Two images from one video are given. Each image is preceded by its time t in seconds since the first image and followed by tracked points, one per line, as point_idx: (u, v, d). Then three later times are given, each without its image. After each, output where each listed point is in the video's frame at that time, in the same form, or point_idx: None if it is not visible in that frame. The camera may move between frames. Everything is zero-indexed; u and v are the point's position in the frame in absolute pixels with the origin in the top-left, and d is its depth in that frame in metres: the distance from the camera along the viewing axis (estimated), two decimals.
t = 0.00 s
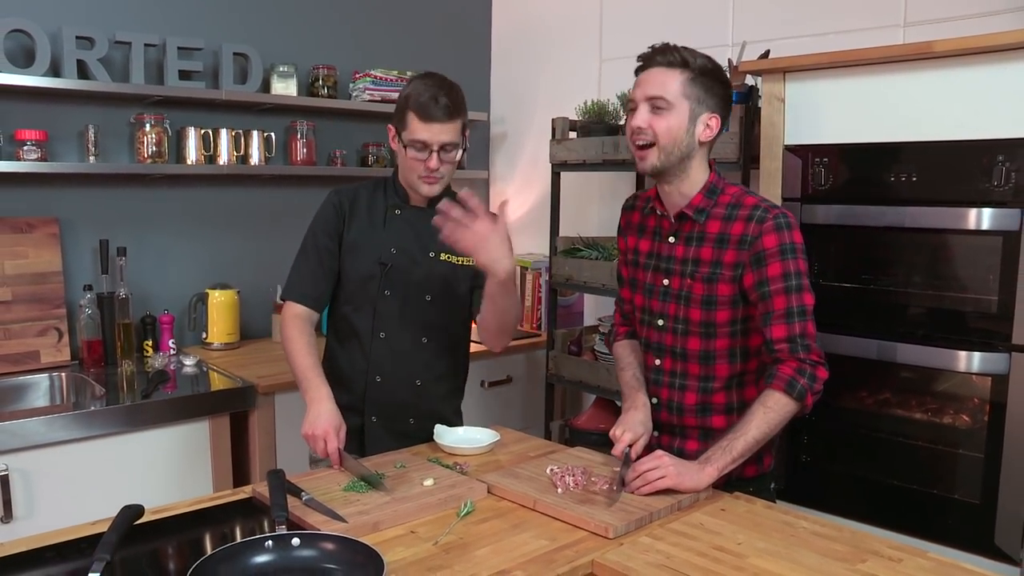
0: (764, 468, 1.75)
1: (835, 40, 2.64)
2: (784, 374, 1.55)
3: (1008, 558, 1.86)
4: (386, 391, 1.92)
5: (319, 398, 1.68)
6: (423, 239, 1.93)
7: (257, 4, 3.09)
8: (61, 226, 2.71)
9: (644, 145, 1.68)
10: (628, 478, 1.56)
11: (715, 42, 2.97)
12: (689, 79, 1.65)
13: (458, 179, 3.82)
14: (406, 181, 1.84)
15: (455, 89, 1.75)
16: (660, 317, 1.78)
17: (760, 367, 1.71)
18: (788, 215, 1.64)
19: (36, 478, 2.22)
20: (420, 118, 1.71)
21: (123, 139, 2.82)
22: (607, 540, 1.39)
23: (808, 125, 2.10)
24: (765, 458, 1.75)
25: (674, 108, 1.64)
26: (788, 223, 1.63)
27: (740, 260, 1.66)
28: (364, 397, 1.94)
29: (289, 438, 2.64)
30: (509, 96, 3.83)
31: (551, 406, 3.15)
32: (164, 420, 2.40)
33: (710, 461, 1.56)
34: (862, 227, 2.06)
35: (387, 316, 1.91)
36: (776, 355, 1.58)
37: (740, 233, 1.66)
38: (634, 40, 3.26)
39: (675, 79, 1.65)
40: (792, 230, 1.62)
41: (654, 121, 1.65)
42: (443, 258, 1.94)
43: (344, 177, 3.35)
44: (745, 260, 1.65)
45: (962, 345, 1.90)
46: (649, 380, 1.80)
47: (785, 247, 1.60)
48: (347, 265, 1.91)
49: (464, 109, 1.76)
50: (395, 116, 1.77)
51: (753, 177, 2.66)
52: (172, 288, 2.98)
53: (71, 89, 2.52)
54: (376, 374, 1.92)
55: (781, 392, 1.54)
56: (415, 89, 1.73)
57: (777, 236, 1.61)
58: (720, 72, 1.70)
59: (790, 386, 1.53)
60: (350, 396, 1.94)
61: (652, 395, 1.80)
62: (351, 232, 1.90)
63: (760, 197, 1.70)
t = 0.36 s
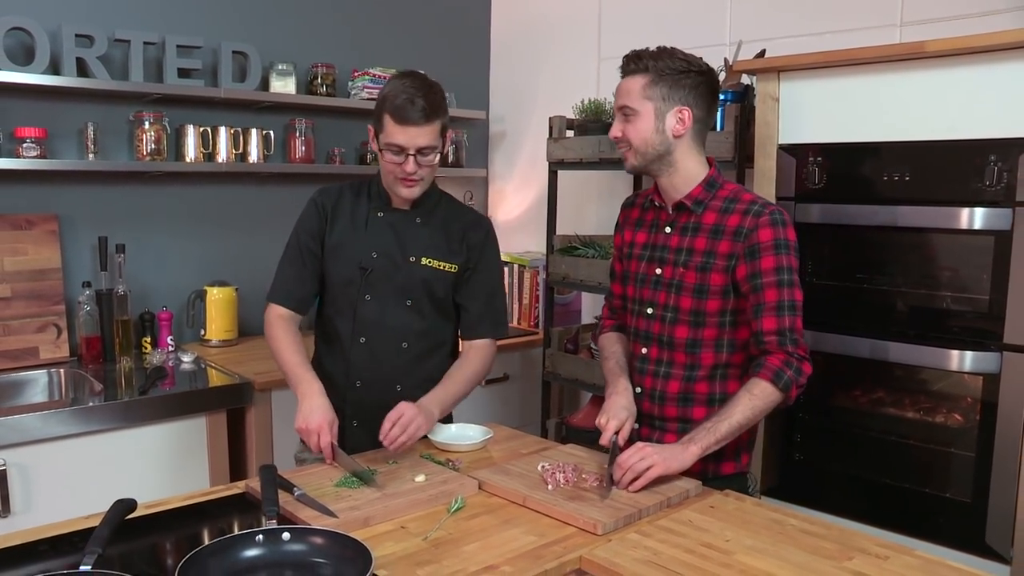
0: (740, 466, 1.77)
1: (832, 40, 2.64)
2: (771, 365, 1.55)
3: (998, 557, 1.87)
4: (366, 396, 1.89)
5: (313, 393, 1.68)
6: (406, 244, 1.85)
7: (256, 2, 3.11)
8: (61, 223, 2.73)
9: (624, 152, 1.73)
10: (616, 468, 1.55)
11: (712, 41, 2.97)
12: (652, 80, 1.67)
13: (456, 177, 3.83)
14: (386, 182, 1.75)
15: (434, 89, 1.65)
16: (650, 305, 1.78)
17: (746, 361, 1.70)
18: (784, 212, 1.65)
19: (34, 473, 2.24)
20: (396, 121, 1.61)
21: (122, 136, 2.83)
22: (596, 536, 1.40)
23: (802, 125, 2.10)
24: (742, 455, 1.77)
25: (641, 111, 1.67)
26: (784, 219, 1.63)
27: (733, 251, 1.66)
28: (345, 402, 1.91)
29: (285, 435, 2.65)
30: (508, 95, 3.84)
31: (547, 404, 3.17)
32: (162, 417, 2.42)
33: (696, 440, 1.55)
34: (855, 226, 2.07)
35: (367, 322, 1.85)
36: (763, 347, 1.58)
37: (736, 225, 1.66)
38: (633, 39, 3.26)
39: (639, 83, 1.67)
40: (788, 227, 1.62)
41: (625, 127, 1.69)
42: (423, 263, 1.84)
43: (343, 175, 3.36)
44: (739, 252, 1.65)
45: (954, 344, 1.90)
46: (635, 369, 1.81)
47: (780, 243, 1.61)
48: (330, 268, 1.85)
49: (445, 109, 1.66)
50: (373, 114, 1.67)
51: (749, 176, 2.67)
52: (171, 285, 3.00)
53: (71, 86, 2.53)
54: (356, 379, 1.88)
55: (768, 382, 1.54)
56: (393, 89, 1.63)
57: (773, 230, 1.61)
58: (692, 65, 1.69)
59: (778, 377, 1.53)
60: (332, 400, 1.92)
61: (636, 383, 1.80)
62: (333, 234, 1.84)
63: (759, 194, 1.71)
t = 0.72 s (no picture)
0: (735, 466, 1.76)
1: (833, 37, 2.63)
2: (765, 364, 1.55)
3: (998, 556, 1.87)
4: (339, 405, 1.90)
5: (304, 393, 1.71)
6: (371, 246, 1.84)
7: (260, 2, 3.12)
8: (66, 222, 2.75)
9: (622, 144, 1.72)
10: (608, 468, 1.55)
11: (714, 39, 2.97)
12: (652, 73, 1.67)
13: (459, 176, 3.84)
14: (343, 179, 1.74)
15: (394, 86, 1.64)
16: (644, 300, 1.78)
17: (739, 358, 1.70)
18: (777, 208, 1.64)
19: (38, 469, 2.26)
20: (353, 121, 1.60)
21: (126, 136, 2.85)
22: (590, 533, 1.41)
23: (802, 123, 2.10)
24: (737, 455, 1.76)
25: (641, 104, 1.67)
26: (776, 215, 1.62)
27: (725, 248, 1.66)
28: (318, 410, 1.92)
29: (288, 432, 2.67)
30: (512, 93, 3.84)
31: (549, 401, 3.17)
32: (165, 414, 2.44)
33: (688, 440, 1.54)
34: (853, 224, 2.07)
35: (334, 330, 1.85)
36: (758, 346, 1.58)
37: (727, 221, 1.66)
38: (635, 37, 3.26)
39: (639, 76, 1.67)
40: (780, 223, 1.62)
41: (625, 119, 1.69)
42: (391, 266, 1.84)
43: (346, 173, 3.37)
44: (730, 248, 1.65)
45: (953, 343, 1.91)
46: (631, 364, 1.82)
47: (772, 239, 1.60)
48: (294, 276, 1.84)
49: (404, 106, 1.65)
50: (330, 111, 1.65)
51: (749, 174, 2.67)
52: (175, 282, 3.02)
53: (75, 86, 2.55)
54: (327, 389, 1.89)
55: (762, 381, 1.54)
56: (349, 86, 1.61)
57: (765, 227, 1.61)
58: (694, 60, 1.70)
59: (773, 375, 1.52)
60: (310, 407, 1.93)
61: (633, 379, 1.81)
62: (295, 241, 1.83)
63: (753, 190, 1.71)
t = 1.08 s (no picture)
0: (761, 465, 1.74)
1: (845, 35, 2.62)
2: (775, 369, 1.54)
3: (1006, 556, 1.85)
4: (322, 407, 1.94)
5: (306, 379, 1.70)
6: (349, 246, 1.86)
7: (273, 4, 3.15)
8: (82, 222, 2.79)
9: (649, 131, 1.73)
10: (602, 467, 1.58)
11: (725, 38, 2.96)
12: (687, 62, 1.68)
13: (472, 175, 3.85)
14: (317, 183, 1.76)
15: (357, 91, 1.63)
16: (665, 295, 1.78)
17: (760, 357, 1.69)
18: (803, 208, 1.63)
19: (54, 466, 2.30)
20: (315, 134, 1.60)
21: (141, 137, 2.88)
22: (593, 531, 1.41)
23: (811, 121, 2.10)
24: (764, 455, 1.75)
25: (672, 92, 1.68)
26: (801, 216, 1.62)
27: (747, 246, 1.64)
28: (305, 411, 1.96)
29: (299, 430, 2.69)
30: (524, 93, 3.85)
31: (560, 400, 3.17)
32: (178, 412, 2.47)
33: (690, 438, 1.55)
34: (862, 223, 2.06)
35: (314, 332, 1.89)
36: (772, 349, 1.58)
37: (752, 219, 1.65)
38: (647, 36, 3.26)
39: (674, 63, 1.69)
40: (805, 224, 1.61)
41: (656, 106, 1.70)
42: (371, 266, 1.87)
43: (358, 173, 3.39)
44: (754, 247, 1.63)
45: (963, 342, 1.89)
46: (652, 360, 1.82)
47: (796, 240, 1.60)
48: (273, 279, 1.86)
49: (369, 111, 1.64)
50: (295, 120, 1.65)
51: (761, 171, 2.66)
52: (190, 281, 3.05)
53: (91, 89, 2.58)
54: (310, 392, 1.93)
55: (770, 386, 1.54)
56: (309, 95, 1.61)
57: (789, 228, 1.60)
58: (730, 52, 1.71)
59: (780, 382, 1.53)
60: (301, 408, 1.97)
61: (655, 376, 1.81)
62: (270, 244, 1.85)
63: (778, 188, 1.70)
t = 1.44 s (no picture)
0: (781, 467, 1.74)
1: (861, 36, 2.61)
2: (784, 374, 1.55)
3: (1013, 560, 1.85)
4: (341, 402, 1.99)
5: (327, 386, 1.75)
6: (374, 246, 1.91)
7: (292, 3, 3.18)
8: (102, 218, 2.84)
9: (669, 128, 1.73)
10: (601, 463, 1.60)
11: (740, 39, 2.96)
12: (712, 61, 1.68)
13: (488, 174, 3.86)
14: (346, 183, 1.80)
15: (392, 93, 1.67)
16: (683, 298, 1.80)
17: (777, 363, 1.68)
18: (820, 213, 1.62)
19: (71, 457, 2.34)
20: (350, 134, 1.64)
21: (160, 135, 2.93)
22: (594, 527, 1.43)
23: (824, 123, 2.11)
24: (782, 457, 1.75)
25: (695, 90, 1.68)
26: (819, 220, 1.60)
27: (764, 250, 1.64)
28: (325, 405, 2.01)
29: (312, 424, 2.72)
30: (541, 92, 3.86)
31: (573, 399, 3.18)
32: (192, 405, 2.50)
33: (691, 433, 1.54)
34: (872, 225, 2.06)
35: (336, 329, 1.94)
36: (781, 354, 1.58)
37: (768, 223, 1.65)
38: (663, 36, 3.26)
39: (700, 62, 1.69)
40: (823, 229, 1.60)
41: (678, 104, 1.70)
42: (393, 267, 1.91)
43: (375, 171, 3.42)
44: (770, 251, 1.63)
45: (972, 345, 1.88)
46: (671, 362, 1.83)
47: (811, 245, 1.59)
48: (301, 271, 1.93)
49: (403, 114, 1.68)
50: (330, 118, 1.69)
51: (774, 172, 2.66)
52: (207, 277, 3.10)
53: (112, 87, 2.63)
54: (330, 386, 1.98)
55: (777, 390, 1.55)
56: (347, 94, 1.65)
57: (805, 233, 1.59)
58: (755, 53, 1.71)
59: (789, 387, 1.54)
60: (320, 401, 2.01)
61: (672, 379, 1.82)
62: (301, 237, 1.92)
63: (797, 192, 1.69)
